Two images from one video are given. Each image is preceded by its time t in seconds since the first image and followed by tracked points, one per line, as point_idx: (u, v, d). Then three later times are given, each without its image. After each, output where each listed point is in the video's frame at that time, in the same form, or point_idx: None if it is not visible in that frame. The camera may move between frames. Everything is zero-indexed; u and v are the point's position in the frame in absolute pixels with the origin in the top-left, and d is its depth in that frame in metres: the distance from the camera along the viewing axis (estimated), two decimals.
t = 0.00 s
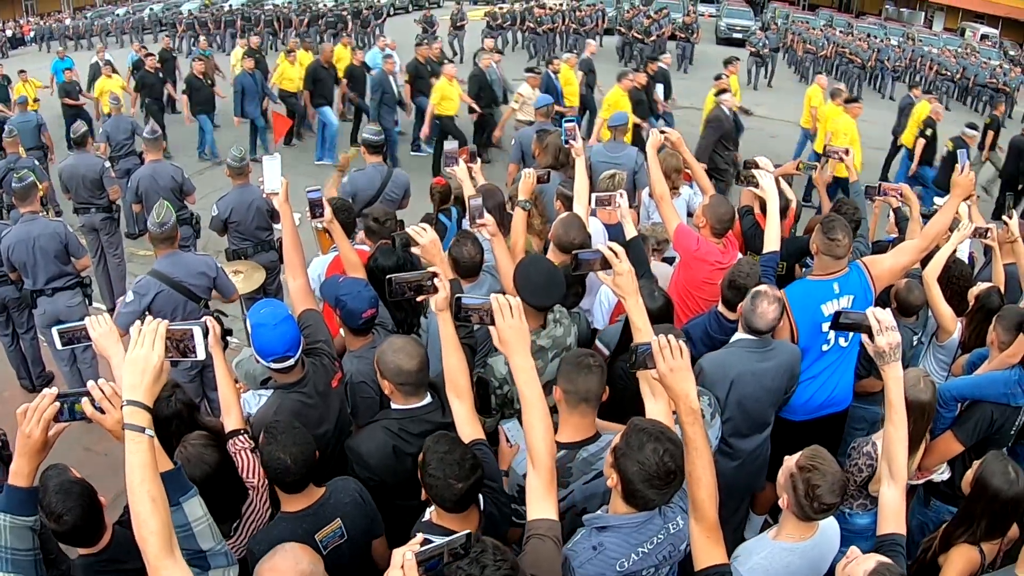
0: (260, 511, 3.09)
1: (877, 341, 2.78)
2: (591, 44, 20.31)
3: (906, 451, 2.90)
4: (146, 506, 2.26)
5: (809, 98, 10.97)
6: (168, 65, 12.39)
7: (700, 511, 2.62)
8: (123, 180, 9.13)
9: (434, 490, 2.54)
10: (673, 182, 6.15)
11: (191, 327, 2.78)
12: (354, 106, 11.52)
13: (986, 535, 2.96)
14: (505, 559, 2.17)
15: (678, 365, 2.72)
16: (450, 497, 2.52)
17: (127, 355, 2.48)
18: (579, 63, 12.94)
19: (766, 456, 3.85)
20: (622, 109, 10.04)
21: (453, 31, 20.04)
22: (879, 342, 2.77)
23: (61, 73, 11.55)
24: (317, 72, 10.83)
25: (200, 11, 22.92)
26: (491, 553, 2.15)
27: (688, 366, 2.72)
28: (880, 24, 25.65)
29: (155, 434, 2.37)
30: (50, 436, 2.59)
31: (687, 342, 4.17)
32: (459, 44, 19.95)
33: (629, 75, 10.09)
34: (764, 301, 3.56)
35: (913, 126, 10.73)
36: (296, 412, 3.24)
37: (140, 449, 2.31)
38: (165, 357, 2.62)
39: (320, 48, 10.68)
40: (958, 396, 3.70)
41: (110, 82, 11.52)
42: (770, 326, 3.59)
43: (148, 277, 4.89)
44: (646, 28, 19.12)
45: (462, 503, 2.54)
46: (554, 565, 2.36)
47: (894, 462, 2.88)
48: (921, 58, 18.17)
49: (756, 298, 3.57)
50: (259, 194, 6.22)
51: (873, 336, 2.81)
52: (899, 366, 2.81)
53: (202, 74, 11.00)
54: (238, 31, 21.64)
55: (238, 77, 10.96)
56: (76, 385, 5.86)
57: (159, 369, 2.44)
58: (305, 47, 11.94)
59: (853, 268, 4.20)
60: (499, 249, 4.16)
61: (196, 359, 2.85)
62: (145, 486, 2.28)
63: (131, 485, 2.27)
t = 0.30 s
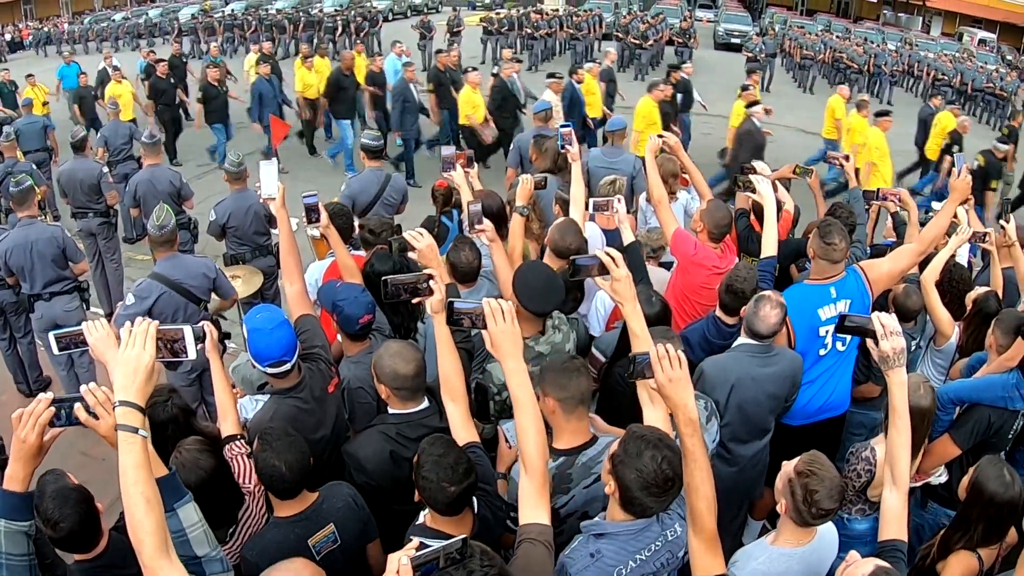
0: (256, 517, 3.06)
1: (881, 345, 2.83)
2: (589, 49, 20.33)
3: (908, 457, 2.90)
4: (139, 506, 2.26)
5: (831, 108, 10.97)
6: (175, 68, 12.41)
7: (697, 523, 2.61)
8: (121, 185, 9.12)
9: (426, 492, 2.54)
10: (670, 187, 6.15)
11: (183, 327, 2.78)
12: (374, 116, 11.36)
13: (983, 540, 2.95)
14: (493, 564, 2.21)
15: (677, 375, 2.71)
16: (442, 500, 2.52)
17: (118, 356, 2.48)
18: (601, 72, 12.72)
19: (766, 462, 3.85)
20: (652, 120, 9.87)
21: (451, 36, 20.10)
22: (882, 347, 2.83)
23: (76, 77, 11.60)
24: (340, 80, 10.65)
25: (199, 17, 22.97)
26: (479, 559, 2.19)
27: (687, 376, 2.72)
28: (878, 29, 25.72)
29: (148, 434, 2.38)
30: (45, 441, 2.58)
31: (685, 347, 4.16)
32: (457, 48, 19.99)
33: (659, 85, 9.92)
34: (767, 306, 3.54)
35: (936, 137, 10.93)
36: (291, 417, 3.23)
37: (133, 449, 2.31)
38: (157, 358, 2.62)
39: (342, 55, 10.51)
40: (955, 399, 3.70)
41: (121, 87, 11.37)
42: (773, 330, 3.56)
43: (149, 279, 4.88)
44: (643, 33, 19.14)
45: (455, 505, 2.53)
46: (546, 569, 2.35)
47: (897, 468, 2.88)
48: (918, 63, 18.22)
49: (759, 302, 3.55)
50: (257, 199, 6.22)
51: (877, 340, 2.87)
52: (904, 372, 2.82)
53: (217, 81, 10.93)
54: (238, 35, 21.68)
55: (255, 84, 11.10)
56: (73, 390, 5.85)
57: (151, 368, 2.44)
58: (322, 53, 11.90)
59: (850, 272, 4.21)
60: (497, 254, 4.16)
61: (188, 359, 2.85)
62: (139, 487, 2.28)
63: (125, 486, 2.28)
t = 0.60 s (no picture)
0: (252, 519, 3.08)
1: (886, 348, 2.78)
2: (589, 50, 20.33)
3: (911, 459, 2.88)
4: (135, 510, 2.25)
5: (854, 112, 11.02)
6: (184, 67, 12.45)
7: (695, 525, 2.60)
8: (120, 187, 9.12)
9: (421, 497, 2.53)
10: (668, 187, 6.15)
11: (180, 330, 2.77)
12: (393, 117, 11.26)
13: (982, 541, 2.94)
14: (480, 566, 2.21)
15: (673, 376, 2.70)
16: (436, 507, 2.52)
17: (115, 358, 2.46)
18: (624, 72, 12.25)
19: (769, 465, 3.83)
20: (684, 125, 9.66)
21: (449, 37, 20.11)
22: (887, 349, 2.78)
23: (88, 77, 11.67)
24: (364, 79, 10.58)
25: (198, 19, 22.97)
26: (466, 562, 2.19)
27: (683, 377, 2.71)
28: (877, 31, 25.70)
29: (145, 437, 2.37)
30: (38, 445, 2.57)
31: (685, 348, 4.14)
32: (456, 50, 20.00)
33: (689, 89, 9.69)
34: (774, 310, 3.53)
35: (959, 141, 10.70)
36: (287, 420, 3.22)
37: (129, 452, 2.31)
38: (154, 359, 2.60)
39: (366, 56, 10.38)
40: (955, 401, 3.66)
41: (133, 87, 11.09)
42: (780, 334, 3.55)
43: (152, 276, 4.87)
44: (643, 34, 19.12)
45: (448, 510, 2.53)
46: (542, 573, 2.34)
47: (900, 471, 2.86)
48: (918, 64, 18.20)
49: (766, 305, 3.54)
50: (254, 201, 6.21)
51: (882, 342, 2.82)
52: (908, 374, 2.79)
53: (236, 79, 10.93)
54: (237, 36, 21.70)
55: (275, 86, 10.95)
56: (70, 391, 5.84)
57: (148, 371, 2.42)
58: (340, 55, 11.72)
59: (848, 273, 4.20)
60: (497, 256, 4.15)
61: (185, 362, 2.84)
62: (135, 489, 2.26)
63: (122, 489, 2.26)
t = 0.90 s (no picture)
0: (252, 519, 3.08)
1: (888, 348, 2.81)
2: (589, 50, 20.35)
3: (912, 461, 2.88)
4: (136, 511, 2.26)
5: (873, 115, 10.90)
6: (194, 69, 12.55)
7: (692, 525, 2.61)
8: (119, 188, 9.13)
9: (420, 496, 2.54)
10: (667, 187, 6.15)
11: (182, 331, 2.77)
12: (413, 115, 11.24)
13: (981, 539, 2.95)
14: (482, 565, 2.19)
15: (670, 377, 2.71)
16: (434, 505, 2.53)
17: (117, 360, 2.46)
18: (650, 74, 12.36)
19: (771, 465, 3.84)
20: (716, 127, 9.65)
21: (449, 37, 20.11)
22: (890, 349, 2.80)
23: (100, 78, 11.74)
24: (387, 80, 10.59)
25: (198, 19, 22.99)
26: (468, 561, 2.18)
27: (681, 378, 2.72)
28: (877, 30, 25.68)
29: (146, 439, 2.37)
30: (37, 446, 2.58)
31: (685, 348, 4.15)
32: (456, 50, 20.00)
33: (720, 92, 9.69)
34: (780, 310, 3.58)
35: (976, 145, 10.84)
36: (287, 420, 3.23)
37: (130, 454, 2.31)
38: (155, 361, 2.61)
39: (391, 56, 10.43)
40: (954, 401, 3.66)
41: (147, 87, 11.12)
42: (785, 334, 3.60)
43: (154, 277, 4.88)
44: (642, 34, 19.14)
45: (447, 509, 2.54)
46: (542, 574, 2.35)
47: (900, 471, 2.86)
48: (917, 63, 18.22)
49: (772, 306, 3.59)
50: (254, 201, 6.21)
51: (884, 342, 2.84)
52: (910, 374, 2.81)
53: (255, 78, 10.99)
54: (237, 37, 21.71)
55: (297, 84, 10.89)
56: (70, 393, 5.85)
57: (150, 373, 2.43)
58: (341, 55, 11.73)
59: (846, 272, 4.21)
60: (497, 256, 4.15)
61: (186, 363, 2.84)
62: (136, 491, 2.28)
63: (122, 491, 2.27)
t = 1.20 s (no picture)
0: (255, 517, 3.08)
1: (894, 349, 2.86)
2: (590, 50, 20.34)
3: (918, 462, 2.90)
4: (138, 512, 2.27)
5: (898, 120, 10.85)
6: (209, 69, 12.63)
7: (695, 523, 2.61)
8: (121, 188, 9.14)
9: (423, 495, 2.55)
10: (668, 189, 6.16)
11: (184, 332, 2.78)
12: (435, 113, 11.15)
13: (983, 538, 2.96)
14: (494, 569, 2.22)
15: (674, 376, 2.72)
16: (438, 504, 2.54)
17: (118, 361, 2.47)
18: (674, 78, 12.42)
19: (775, 465, 3.84)
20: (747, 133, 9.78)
21: (450, 38, 20.11)
22: (897, 350, 2.85)
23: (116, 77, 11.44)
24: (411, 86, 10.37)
25: (198, 20, 22.97)
26: (480, 564, 2.21)
27: (684, 377, 2.72)
28: (878, 31, 25.68)
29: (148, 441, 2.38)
30: (40, 447, 2.59)
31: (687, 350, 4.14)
32: (456, 50, 19.99)
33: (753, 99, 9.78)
34: (788, 308, 3.59)
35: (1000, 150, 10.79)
36: (289, 421, 3.23)
37: (132, 456, 2.32)
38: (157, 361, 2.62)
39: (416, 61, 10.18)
40: (956, 400, 3.65)
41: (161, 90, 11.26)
42: (795, 332, 3.61)
43: (152, 278, 4.89)
44: (643, 34, 19.12)
45: (451, 507, 2.55)
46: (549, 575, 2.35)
47: (905, 473, 2.88)
48: (917, 64, 18.23)
49: (779, 304, 3.59)
50: (256, 202, 6.22)
51: (890, 343, 2.89)
52: (916, 374, 2.84)
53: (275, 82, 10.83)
54: (238, 37, 21.69)
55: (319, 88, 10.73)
56: (72, 393, 5.85)
57: (151, 374, 2.43)
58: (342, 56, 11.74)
59: (847, 272, 4.22)
60: (500, 257, 4.16)
61: (188, 364, 2.85)
62: (138, 492, 2.29)
63: (124, 492, 2.28)
